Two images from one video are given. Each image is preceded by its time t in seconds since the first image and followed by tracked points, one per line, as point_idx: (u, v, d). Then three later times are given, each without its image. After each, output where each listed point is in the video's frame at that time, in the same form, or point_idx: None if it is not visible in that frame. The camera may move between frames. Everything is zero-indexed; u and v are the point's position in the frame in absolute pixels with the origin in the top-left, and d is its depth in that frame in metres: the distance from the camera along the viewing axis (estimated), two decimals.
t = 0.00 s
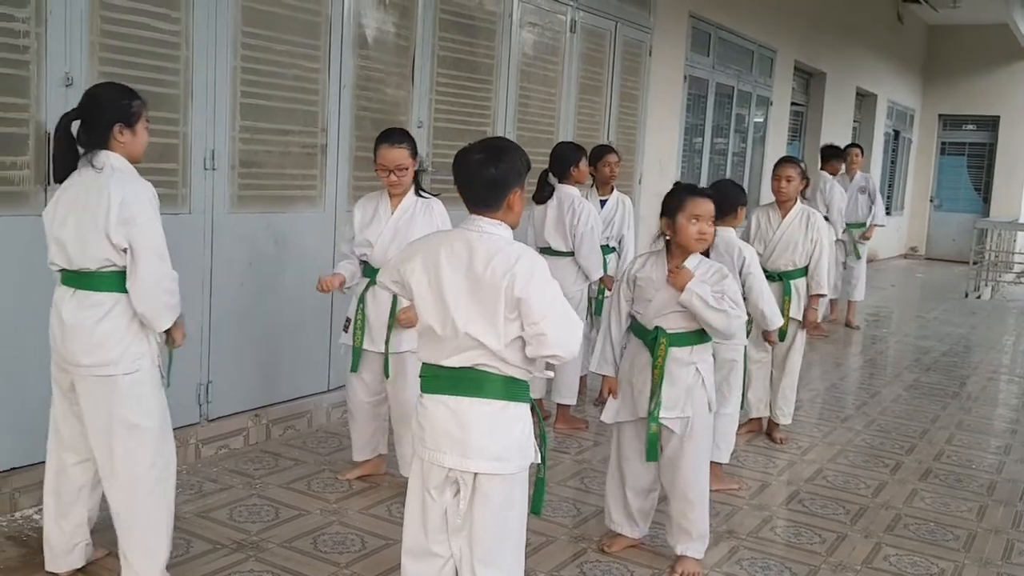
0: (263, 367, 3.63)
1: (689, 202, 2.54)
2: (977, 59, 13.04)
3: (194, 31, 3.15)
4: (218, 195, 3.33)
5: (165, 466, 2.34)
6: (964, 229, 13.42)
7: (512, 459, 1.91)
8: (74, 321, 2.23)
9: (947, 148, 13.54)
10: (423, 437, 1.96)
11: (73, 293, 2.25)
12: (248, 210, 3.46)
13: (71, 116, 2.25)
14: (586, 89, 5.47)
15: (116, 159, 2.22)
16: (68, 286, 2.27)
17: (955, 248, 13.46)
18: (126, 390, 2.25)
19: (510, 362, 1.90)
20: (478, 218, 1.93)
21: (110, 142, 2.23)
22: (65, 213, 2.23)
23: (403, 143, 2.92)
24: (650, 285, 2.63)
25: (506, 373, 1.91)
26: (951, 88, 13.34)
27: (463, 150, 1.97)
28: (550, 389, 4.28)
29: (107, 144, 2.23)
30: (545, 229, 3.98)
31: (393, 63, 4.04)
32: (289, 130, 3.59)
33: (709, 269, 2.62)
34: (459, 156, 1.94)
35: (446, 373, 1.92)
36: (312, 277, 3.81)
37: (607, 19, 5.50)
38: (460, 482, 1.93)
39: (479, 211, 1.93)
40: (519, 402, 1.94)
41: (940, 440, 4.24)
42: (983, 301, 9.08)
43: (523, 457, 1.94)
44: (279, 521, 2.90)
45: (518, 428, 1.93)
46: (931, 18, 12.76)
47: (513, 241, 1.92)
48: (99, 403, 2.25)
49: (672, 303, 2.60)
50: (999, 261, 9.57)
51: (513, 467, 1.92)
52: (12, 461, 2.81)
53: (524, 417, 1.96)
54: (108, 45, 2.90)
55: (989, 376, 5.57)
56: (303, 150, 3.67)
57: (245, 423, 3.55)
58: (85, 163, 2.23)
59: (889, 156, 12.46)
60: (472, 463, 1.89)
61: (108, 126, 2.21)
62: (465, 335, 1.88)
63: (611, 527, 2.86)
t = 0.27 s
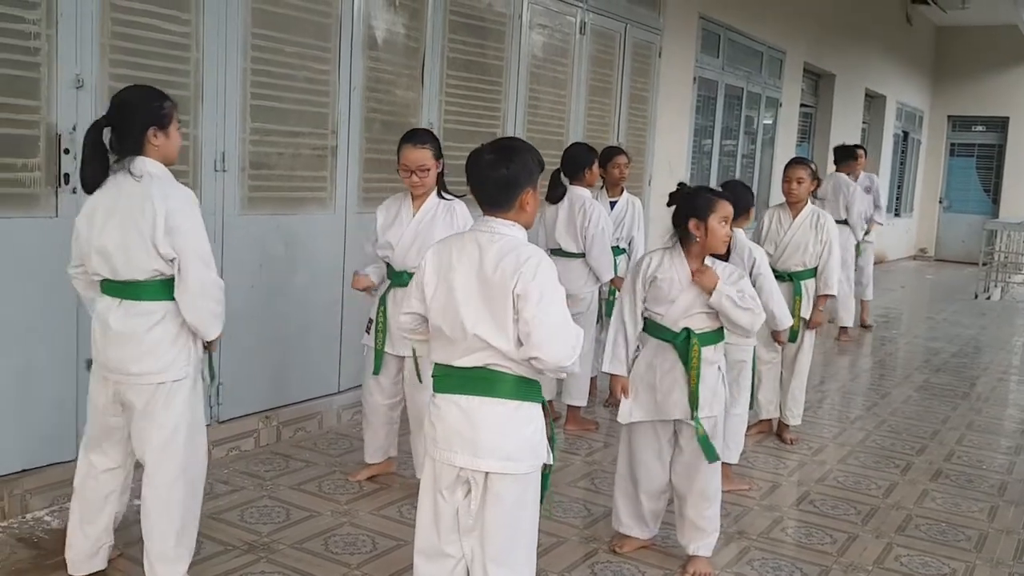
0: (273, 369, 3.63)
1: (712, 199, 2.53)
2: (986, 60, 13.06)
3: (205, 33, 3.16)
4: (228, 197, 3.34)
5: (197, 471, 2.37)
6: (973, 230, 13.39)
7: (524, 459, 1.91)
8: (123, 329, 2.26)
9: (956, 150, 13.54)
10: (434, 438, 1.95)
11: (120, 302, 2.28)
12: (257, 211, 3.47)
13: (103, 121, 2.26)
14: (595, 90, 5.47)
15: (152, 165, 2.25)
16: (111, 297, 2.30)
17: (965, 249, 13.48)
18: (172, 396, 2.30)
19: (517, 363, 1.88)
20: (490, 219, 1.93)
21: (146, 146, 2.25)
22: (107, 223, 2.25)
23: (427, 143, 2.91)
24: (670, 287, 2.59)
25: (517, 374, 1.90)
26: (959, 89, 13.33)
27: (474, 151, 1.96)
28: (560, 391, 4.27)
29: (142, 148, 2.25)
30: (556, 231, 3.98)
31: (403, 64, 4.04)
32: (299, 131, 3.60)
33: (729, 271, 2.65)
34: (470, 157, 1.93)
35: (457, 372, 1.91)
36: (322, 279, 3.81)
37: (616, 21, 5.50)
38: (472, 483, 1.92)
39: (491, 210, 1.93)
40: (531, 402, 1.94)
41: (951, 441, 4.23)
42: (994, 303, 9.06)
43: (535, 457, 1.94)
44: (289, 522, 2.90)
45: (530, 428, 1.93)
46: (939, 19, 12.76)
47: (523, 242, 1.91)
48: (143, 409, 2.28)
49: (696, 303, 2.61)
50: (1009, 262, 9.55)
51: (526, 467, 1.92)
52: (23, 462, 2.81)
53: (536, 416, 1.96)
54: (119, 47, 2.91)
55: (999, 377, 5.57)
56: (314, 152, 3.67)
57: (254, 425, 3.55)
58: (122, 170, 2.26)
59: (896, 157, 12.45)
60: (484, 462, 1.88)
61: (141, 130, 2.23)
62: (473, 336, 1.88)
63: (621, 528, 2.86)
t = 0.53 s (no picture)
0: (279, 372, 3.63)
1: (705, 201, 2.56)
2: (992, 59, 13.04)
3: (210, 37, 3.17)
4: (234, 200, 3.35)
5: (210, 475, 2.39)
6: (980, 230, 13.37)
7: (530, 461, 1.91)
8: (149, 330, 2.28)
9: (963, 150, 13.53)
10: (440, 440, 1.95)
11: (146, 307, 2.28)
12: (263, 214, 3.47)
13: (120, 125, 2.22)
14: (600, 91, 5.48)
15: (171, 168, 2.25)
16: (134, 300, 2.29)
17: (971, 250, 13.43)
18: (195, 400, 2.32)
19: (520, 365, 1.88)
20: (496, 220, 1.93)
21: (170, 150, 2.25)
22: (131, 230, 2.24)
23: (431, 146, 2.90)
24: (680, 287, 2.62)
25: (521, 376, 1.90)
26: (965, 88, 13.31)
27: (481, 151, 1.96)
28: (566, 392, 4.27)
29: (166, 152, 2.25)
30: (564, 232, 3.98)
31: (407, 67, 4.04)
32: (304, 134, 3.60)
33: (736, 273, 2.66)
34: (477, 158, 1.93)
35: (462, 374, 1.91)
36: (328, 281, 3.82)
37: (621, 22, 5.50)
38: (478, 484, 1.92)
39: (498, 212, 1.93)
40: (537, 403, 1.93)
41: (959, 442, 4.22)
42: (1001, 302, 9.04)
43: (542, 459, 1.94)
44: (296, 525, 2.90)
45: (535, 428, 1.92)
46: (944, 18, 12.75)
47: (527, 243, 1.91)
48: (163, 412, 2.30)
49: (710, 306, 2.61)
50: (1016, 261, 9.53)
51: (532, 469, 1.91)
52: (31, 466, 2.81)
53: (542, 418, 1.95)
54: (125, 51, 2.91)
55: (1006, 377, 5.55)
56: (319, 154, 3.68)
57: (261, 427, 3.55)
58: (145, 174, 2.24)
59: (902, 158, 12.43)
60: (490, 464, 1.88)
61: (165, 134, 2.22)
62: (477, 339, 1.87)
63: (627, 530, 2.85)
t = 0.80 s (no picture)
0: (282, 376, 3.63)
1: (698, 203, 2.58)
2: (993, 59, 13.04)
3: (211, 41, 3.17)
4: (236, 204, 3.35)
5: (208, 477, 2.39)
6: (983, 230, 13.36)
7: (536, 464, 1.90)
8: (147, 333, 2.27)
9: (965, 149, 13.52)
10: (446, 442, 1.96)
11: (143, 310, 2.28)
12: (265, 218, 3.47)
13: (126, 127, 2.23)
14: (601, 93, 5.48)
15: (169, 174, 2.24)
16: (131, 303, 2.30)
17: (974, 249, 13.46)
18: (191, 404, 2.32)
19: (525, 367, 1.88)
20: (501, 222, 1.93)
21: (172, 155, 2.25)
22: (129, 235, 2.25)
23: (415, 147, 2.91)
24: (682, 288, 2.62)
25: (526, 379, 1.89)
26: (966, 88, 13.32)
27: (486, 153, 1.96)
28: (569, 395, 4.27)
29: (168, 157, 2.25)
30: (567, 236, 3.97)
31: (409, 70, 4.05)
32: (306, 138, 3.60)
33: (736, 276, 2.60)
34: (482, 160, 1.93)
35: (467, 377, 1.92)
36: (330, 285, 3.82)
37: (622, 24, 5.51)
38: (483, 487, 1.92)
39: (504, 214, 1.93)
40: (543, 407, 1.93)
41: (962, 442, 4.21)
42: (1004, 302, 9.04)
43: (547, 462, 1.93)
44: (300, 529, 2.90)
45: (541, 431, 1.92)
46: (945, 18, 12.74)
47: (531, 245, 1.91)
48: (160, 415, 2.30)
49: (710, 311, 2.59)
50: (1020, 261, 9.52)
51: (538, 473, 1.91)
52: (33, 471, 2.82)
53: (548, 421, 1.95)
54: (127, 56, 2.92)
55: (1010, 377, 5.54)
56: (321, 158, 3.68)
57: (264, 431, 3.55)
58: (147, 180, 2.25)
59: (904, 157, 12.43)
60: (494, 467, 1.88)
61: (169, 138, 2.22)
62: (482, 342, 1.87)
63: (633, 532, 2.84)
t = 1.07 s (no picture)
0: (287, 379, 3.63)
1: (711, 202, 2.58)
2: (997, 56, 13.01)
3: (216, 45, 3.17)
4: (242, 207, 3.35)
5: (215, 475, 2.39)
6: (988, 228, 13.33)
7: (546, 467, 1.90)
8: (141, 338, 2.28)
9: (970, 148, 13.49)
10: (456, 445, 1.96)
11: (136, 309, 2.28)
12: (270, 221, 3.48)
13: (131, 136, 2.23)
14: (605, 94, 5.47)
15: (179, 179, 2.25)
16: (125, 304, 2.31)
17: (979, 247, 13.37)
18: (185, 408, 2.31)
19: (535, 370, 1.88)
20: (510, 224, 1.92)
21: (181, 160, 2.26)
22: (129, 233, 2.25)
23: (399, 149, 2.84)
24: (691, 290, 2.63)
25: (536, 382, 1.89)
26: (971, 86, 13.29)
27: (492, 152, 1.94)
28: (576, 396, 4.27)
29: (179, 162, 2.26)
30: (569, 236, 3.97)
31: (413, 72, 4.05)
32: (310, 140, 3.60)
33: (749, 281, 2.59)
34: (489, 160, 1.91)
35: (477, 380, 1.92)
36: (335, 287, 3.81)
37: (626, 25, 5.50)
38: (493, 490, 1.92)
39: (511, 215, 1.92)
40: (553, 410, 1.93)
41: (969, 441, 4.20)
42: (1010, 301, 9.01)
43: (558, 465, 1.92)
44: (306, 531, 2.90)
45: (551, 434, 1.91)
46: (949, 16, 12.72)
47: (538, 245, 1.90)
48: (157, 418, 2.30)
49: (716, 311, 2.59)
50: None
51: (548, 476, 1.90)
52: (40, 475, 2.82)
53: (559, 424, 1.95)
54: (131, 60, 2.92)
55: (1017, 376, 5.53)
56: (325, 160, 3.68)
57: (270, 434, 3.56)
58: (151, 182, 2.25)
59: (909, 156, 12.40)
60: (505, 470, 1.88)
61: (178, 142, 2.23)
62: (491, 345, 1.87)
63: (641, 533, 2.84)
